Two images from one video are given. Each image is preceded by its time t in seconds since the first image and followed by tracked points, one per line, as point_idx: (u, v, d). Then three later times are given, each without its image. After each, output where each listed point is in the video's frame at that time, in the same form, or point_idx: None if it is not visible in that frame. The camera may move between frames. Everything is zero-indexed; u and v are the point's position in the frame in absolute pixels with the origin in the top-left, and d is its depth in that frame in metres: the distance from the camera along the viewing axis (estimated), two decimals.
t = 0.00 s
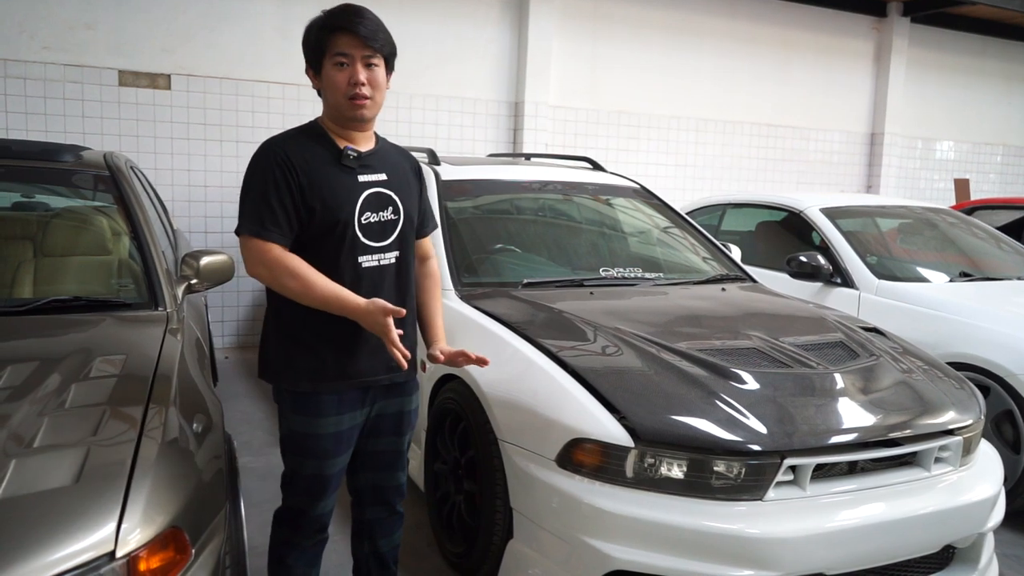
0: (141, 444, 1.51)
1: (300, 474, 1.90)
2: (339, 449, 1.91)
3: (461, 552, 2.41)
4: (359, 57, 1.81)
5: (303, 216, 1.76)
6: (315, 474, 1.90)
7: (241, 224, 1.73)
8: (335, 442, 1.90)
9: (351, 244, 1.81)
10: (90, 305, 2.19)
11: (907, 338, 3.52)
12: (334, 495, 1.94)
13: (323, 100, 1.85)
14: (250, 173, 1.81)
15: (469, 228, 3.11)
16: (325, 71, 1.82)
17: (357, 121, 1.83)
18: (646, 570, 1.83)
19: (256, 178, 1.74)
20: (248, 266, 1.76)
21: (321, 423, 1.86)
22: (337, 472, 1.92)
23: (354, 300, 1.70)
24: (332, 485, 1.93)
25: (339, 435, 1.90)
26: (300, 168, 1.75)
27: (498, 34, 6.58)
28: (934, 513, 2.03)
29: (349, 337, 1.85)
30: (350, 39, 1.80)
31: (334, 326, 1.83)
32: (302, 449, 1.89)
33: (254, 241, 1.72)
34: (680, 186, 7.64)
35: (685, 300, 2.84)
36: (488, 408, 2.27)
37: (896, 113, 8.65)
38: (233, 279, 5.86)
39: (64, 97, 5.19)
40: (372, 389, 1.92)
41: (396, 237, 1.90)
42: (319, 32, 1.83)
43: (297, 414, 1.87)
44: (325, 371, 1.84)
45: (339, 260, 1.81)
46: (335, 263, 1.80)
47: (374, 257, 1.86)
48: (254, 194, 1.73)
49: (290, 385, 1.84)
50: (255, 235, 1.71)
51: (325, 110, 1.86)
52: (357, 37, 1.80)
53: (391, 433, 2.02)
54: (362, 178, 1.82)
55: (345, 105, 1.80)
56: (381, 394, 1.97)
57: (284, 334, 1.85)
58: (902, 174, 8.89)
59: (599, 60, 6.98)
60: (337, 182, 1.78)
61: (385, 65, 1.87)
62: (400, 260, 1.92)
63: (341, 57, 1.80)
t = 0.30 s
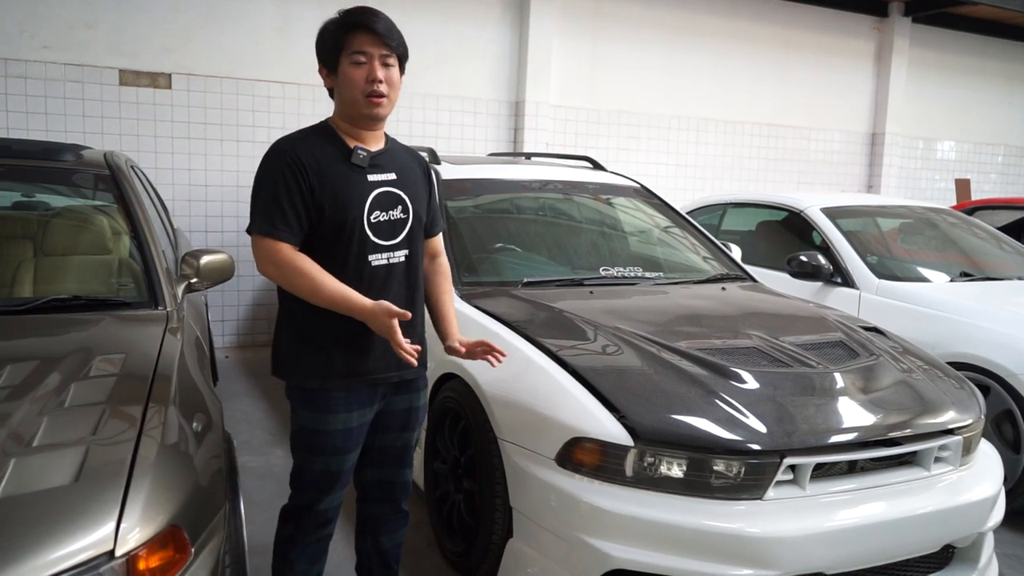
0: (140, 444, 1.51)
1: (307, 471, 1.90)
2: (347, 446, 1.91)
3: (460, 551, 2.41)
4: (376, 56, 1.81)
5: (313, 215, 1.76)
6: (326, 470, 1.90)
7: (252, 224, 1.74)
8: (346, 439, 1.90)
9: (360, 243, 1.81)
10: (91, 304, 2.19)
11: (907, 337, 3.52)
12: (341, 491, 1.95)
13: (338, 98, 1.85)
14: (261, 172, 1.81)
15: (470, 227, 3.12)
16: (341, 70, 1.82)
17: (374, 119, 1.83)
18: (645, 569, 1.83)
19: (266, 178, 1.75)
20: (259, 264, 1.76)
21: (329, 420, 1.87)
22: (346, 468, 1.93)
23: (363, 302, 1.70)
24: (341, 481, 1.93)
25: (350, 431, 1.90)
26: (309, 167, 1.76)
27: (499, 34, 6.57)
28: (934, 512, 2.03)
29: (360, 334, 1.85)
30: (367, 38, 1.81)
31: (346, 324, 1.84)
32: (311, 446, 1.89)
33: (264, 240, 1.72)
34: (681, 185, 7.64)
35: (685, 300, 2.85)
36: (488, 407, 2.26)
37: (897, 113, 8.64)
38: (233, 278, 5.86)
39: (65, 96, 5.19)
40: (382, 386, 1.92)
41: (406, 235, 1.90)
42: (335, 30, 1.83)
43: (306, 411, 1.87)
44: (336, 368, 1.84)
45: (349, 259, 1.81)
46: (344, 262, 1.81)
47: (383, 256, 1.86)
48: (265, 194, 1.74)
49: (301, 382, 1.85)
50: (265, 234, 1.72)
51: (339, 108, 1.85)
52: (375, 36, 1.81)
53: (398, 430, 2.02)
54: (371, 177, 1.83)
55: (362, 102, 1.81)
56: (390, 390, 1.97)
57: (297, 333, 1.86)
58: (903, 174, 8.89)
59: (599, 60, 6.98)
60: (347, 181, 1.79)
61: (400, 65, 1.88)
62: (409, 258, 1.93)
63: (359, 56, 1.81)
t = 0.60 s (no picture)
0: (136, 442, 1.51)
1: (305, 467, 1.90)
2: (348, 442, 1.92)
3: (457, 549, 2.41)
4: (416, 68, 1.86)
5: (317, 214, 1.77)
6: (324, 465, 1.90)
7: (257, 222, 1.72)
8: (346, 435, 1.90)
9: (363, 241, 1.83)
10: (86, 302, 2.19)
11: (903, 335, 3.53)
12: (339, 486, 1.95)
13: (368, 95, 1.82)
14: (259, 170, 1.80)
15: (466, 226, 3.12)
16: (383, 70, 1.80)
17: (397, 126, 1.88)
18: (641, 567, 1.83)
19: (271, 177, 1.74)
20: (263, 265, 1.75)
21: (329, 418, 1.87)
22: (345, 464, 1.93)
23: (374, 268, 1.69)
24: (341, 477, 1.94)
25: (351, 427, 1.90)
26: (315, 166, 1.76)
27: (497, 32, 6.57)
28: (929, 510, 2.03)
29: (362, 330, 1.86)
30: (412, 47, 1.84)
31: (350, 319, 1.84)
32: (312, 442, 1.89)
33: (270, 237, 1.71)
34: (677, 184, 7.65)
35: (682, 298, 2.85)
36: (485, 404, 2.26)
37: (894, 112, 8.66)
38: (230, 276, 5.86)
39: (61, 94, 5.18)
40: (382, 382, 1.93)
41: (403, 233, 1.94)
42: (384, 30, 1.80)
43: (307, 408, 1.87)
44: (339, 364, 1.84)
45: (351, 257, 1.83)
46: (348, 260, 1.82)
47: (385, 254, 1.88)
48: (270, 193, 1.73)
49: (303, 379, 1.84)
50: (272, 231, 1.71)
51: (366, 105, 1.83)
52: (421, 51, 1.86)
53: (397, 425, 2.03)
54: (372, 177, 1.85)
55: (399, 109, 1.84)
56: (389, 386, 1.98)
57: (297, 330, 1.85)
58: (900, 173, 8.90)
59: (596, 59, 6.98)
60: (350, 180, 1.80)
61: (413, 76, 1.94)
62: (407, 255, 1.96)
63: (405, 63, 1.82)
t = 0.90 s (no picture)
0: (134, 441, 1.51)
1: (303, 465, 1.91)
2: (346, 440, 1.93)
3: (455, 547, 2.42)
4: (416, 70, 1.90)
5: (325, 216, 1.78)
6: (321, 463, 1.91)
7: (268, 224, 1.70)
8: (344, 433, 1.91)
9: (366, 243, 1.85)
10: (84, 301, 2.19)
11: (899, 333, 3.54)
12: (336, 483, 1.96)
13: (375, 98, 1.83)
14: (262, 171, 1.78)
15: (464, 224, 3.12)
16: (391, 74, 1.82)
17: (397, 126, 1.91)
18: (637, 564, 1.84)
19: (281, 179, 1.73)
20: (270, 268, 1.74)
21: (330, 416, 1.88)
22: (342, 461, 1.94)
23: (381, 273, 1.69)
24: (337, 474, 1.95)
25: (349, 425, 1.91)
26: (322, 168, 1.76)
27: (494, 31, 6.57)
28: (925, 507, 2.04)
29: (362, 330, 1.87)
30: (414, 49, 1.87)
31: (350, 320, 1.84)
32: (311, 442, 1.89)
33: (280, 241, 1.70)
34: (674, 182, 7.66)
35: (679, 296, 2.85)
36: (482, 403, 2.27)
37: (890, 110, 8.68)
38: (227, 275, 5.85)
39: (58, 92, 5.17)
40: (378, 379, 1.94)
41: (401, 232, 1.97)
42: (392, 33, 1.81)
43: (307, 408, 1.87)
44: (340, 364, 1.85)
45: (356, 259, 1.84)
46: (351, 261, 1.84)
47: (384, 254, 1.91)
48: (280, 195, 1.72)
49: (304, 379, 1.84)
50: (283, 234, 1.70)
51: (372, 107, 1.84)
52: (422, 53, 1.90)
53: (392, 420, 2.05)
54: (374, 178, 1.87)
55: (404, 112, 1.88)
56: (383, 382, 1.99)
57: (296, 331, 1.85)
58: (896, 171, 8.92)
59: (593, 57, 6.98)
60: (355, 182, 1.81)
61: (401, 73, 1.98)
62: (402, 254, 1.99)
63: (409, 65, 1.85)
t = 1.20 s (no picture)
0: (129, 441, 1.51)
1: (301, 464, 1.91)
2: (346, 438, 1.93)
3: (451, 547, 2.42)
4: (400, 62, 1.86)
5: (320, 217, 1.78)
6: (320, 462, 1.91)
7: (262, 227, 1.71)
8: (344, 431, 1.91)
9: (362, 243, 1.85)
10: (79, 301, 2.18)
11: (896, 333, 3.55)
12: (335, 482, 1.96)
13: (353, 93, 1.83)
14: (257, 173, 1.79)
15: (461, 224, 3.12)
16: (363, 67, 1.81)
17: (386, 121, 1.89)
18: (633, 564, 1.84)
19: (275, 181, 1.73)
20: (266, 269, 1.76)
21: (328, 415, 1.87)
22: (342, 460, 1.95)
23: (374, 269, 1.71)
24: (336, 472, 1.95)
25: (349, 424, 1.92)
26: (317, 169, 1.76)
27: (491, 31, 6.57)
28: (921, 506, 2.04)
29: (362, 329, 1.87)
30: (391, 41, 1.83)
31: (349, 319, 1.85)
32: (310, 441, 1.89)
33: (275, 242, 1.70)
34: (671, 182, 7.66)
35: (676, 296, 2.86)
36: (478, 403, 2.27)
37: (887, 110, 8.69)
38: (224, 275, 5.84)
39: (54, 92, 5.16)
40: (378, 378, 1.94)
41: (397, 232, 1.97)
42: (365, 27, 1.81)
43: (307, 407, 1.87)
44: (340, 363, 1.85)
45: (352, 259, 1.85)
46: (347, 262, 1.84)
47: (381, 253, 1.92)
48: (275, 197, 1.72)
49: (303, 379, 1.85)
50: (278, 236, 1.70)
51: (351, 103, 1.84)
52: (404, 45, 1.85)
53: (391, 418, 2.05)
54: (369, 178, 1.87)
55: (386, 105, 1.85)
56: (382, 381, 1.99)
57: (295, 331, 1.85)
58: (893, 171, 8.93)
59: (590, 57, 6.99)
60: (350, 182, 1.82)
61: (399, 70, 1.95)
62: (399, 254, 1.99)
63: (384, 56, 1.82)
